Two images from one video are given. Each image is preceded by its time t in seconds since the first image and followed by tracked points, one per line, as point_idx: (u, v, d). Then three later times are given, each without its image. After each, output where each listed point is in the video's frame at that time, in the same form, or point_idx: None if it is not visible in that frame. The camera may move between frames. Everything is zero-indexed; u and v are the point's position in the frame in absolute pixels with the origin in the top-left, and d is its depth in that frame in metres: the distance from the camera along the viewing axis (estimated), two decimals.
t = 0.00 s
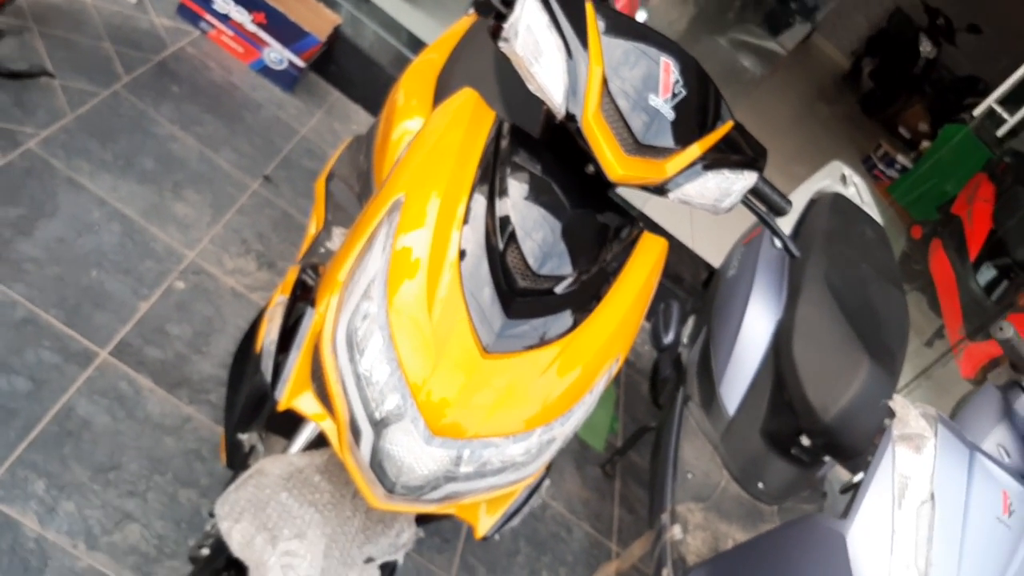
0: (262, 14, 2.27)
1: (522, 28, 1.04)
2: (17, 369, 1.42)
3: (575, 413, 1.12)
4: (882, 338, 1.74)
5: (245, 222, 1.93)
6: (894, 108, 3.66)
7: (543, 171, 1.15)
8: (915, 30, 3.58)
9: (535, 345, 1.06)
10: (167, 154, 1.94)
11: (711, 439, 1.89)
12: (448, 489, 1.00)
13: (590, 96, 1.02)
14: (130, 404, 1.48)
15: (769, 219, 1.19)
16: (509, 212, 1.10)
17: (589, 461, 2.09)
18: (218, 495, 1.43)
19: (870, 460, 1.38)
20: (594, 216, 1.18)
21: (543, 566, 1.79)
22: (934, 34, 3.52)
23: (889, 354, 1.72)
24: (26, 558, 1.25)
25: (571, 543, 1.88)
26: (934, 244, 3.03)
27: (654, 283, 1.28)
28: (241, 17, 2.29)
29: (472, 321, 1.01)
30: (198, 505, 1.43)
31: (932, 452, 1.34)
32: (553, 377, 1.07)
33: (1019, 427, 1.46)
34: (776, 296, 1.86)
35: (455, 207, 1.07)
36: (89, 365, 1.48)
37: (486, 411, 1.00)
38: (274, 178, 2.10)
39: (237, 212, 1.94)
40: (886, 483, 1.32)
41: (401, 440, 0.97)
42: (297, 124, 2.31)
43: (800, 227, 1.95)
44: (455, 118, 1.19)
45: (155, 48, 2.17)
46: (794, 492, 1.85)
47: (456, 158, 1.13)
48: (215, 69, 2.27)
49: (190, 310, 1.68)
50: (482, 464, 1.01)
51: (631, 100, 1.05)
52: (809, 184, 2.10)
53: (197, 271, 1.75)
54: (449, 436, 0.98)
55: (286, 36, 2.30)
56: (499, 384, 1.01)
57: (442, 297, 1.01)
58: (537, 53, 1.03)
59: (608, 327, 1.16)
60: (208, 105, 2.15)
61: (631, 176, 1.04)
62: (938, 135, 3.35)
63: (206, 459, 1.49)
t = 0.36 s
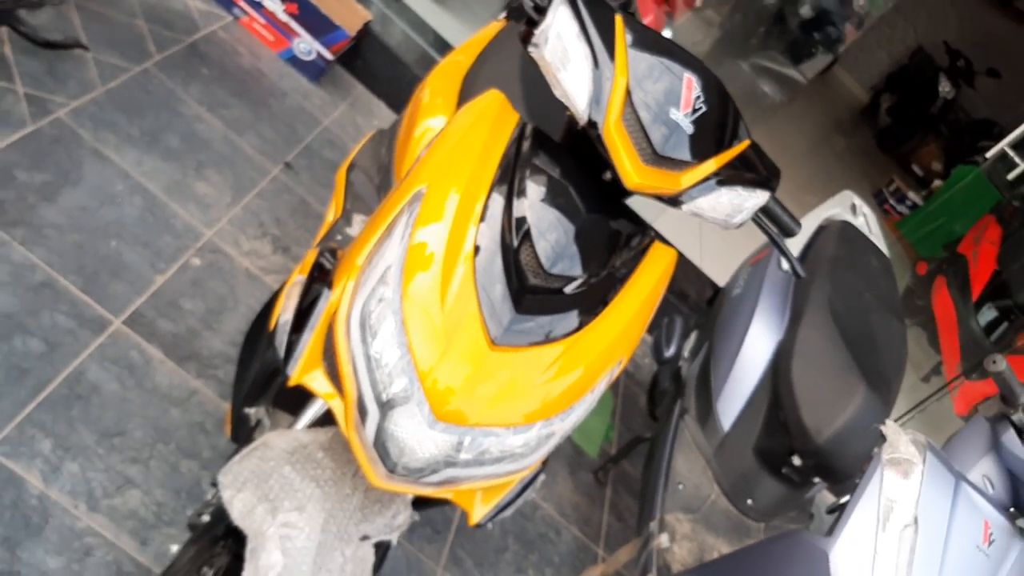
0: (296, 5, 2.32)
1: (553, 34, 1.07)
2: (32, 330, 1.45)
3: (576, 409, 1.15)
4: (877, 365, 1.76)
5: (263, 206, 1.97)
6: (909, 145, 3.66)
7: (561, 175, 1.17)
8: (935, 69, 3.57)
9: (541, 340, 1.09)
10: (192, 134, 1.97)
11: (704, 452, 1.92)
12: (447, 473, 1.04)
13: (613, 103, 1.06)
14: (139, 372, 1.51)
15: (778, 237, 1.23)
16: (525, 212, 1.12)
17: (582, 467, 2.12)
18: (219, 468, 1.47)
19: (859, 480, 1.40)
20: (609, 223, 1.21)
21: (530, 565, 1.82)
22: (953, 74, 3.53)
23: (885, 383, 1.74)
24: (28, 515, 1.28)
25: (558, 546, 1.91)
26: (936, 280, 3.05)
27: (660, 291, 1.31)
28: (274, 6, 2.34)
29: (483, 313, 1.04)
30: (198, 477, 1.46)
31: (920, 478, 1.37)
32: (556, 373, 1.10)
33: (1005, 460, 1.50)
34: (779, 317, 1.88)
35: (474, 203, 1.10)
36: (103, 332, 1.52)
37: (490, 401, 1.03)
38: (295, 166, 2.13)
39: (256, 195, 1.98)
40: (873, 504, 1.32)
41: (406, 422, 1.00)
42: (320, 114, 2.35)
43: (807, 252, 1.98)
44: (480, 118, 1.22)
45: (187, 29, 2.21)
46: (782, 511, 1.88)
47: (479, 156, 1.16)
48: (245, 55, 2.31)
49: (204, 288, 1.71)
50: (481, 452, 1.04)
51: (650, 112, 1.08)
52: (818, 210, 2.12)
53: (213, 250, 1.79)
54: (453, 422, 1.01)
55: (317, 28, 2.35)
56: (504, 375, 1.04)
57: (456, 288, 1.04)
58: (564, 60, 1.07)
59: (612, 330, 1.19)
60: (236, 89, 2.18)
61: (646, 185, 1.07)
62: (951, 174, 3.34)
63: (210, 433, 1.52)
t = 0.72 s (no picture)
0: (308, 7, 2.36)
1: (564, 45, 1.14)
2: (42, 313, 1.49)
3: (573, 408, 1.18)
4: (867, 382, 1.80)
5: (271, 202, 2.00)
6: (903, 169, 3.70)
7: (565, 179, 1.25)
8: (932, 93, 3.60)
9: (541, 340, 1.12)
10: (204, 129, 2.01)
11: (693, 459, 1.95)
12: (445, 465, 1.07)
13: (620, 113, 1.09)
14: (144, 359, 1.54)
15: (773, 250, 1.29)
16: (531, 215, 1.18)
17: (572, 470, 2.16)
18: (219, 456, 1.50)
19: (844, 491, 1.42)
20: (611, 228, 1.27)
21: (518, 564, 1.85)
22: (950, 102, 3.56)
23: (871, 398, 1.78)
24: (32, 492, 1.31)
25: (546, 546, 1.94)
26: (928, 302, 3.11)
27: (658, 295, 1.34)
28: (287, 6, 2.38)
29: (486, 312, 1.08)
30: (198, 463, 1.49)
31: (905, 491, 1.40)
32: (556, 373, 1.13)
33: (988, 477, 1.53)
34: (771, 330, 1.92)
35: (480, 205, 1.14)
36: (111, 318, 1.55)
37: (490, 397, 1.06)
38: (303, 164, 2.17)
39: (265, 191, 2.01)
40: (857, 514, 1.35)
41: (407, 413, 1.04)
42: (329, 114, 2.38)
43: (802, 267, 2.02)
44: (491, 121, 1.25)
45: (203, 26, 2.25)
46: (766, 519, 1.92)
47: (488, 159, 1.19)
48: (258, 53, 2.34)
49: (211, 279, 1.74)
50: (478, 446, 1.08)
51: (656, 123, 1.12)
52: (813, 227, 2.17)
53: (221, 243, 1.82)
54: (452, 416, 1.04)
55: (329, 30, 2.37)
56: (504, 373, 1.07)
57: (460, 287, 1.07)
58: (574, 68, 1.13)
59: (611, 333, 1.22)
60: (248, 87, 2.22)
61: (649, 193, 1.11)
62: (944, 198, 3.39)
63: (211, 421, 1.56)
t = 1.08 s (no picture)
0: (316, 8, 2.36)
1: (571, 54, 1.16)
2: (46, 305, 1.50)
3: (571, 412, 1.20)
4: (861, 392, 1.80)
5: (274, 200, 2.01)
6: (902, 184, 3.72)
7: (569, 185, 1.27)
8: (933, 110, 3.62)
9: (543, 344, 1.14)
10: (210, 127, 2.02)
11: (687, 466, 1.97)
12: (444, 465, 1.08)
13: (624, 121, 1.11)
14: (146, 353, 1.56)
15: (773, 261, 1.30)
16: (535, 220, 1.19)
17: (567, 475, 2.17)
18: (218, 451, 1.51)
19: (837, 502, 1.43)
20: (612, 235, 1.29)
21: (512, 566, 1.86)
22: (951, 118, 3.57)
23: (866, 410, 1.79)
24: (32, 483, 1.32)
25: (540, 550, 1.95)
26: (923, 316, 3.08)
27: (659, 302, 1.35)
28: (295, 7, 2.39)
29: (489, 314, 1.09)
30: (197, 458, 1.50)
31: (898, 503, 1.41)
32: (556, 376, 1.14)
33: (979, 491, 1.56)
34: (767, 339, 1.94)
35: (485, 209, 1.15)
36: (114, 312, 1.56)
37: (490, 399, 1.07)
38: (307, 163, 2.18)
39: (268, 189, 2.03)
40: (849, 524, 1.37)
41: (407, 413, 1.05)
42: (334, 115, 2.40)
43: (800, 279, 2.04)
44: (498, 125, 1.27)
45: (211, 25, 2.26)
46: (760, 528, 1.98)
47: (494, 163, 1.20)
48: (265, 53, 2.36)
49: (214, 275, 1.76)
50: (478, 446, 1.09)
51: (660, 132, 1.13)
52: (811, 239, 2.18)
53: (224, 240, 1.83)
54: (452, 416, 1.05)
55: (336, 32, 2.39)
56: (505, 375, 1.08)
57: (464, 290, 1.08)
58: (581, 77, 1.15)
59: (612, 338, 1.24)
60: (255, 86, 2.23)
61: (651, 200, 1.13)
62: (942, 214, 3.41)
63: (210, 416, 1.57)
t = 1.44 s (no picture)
0: (323, 9, 2.38)
1: (575, 63, 1.17)
2: (49, 299, 1.51)
3: (566, 420, 1.21)
4: (856, 405, 1.81)
5: (277, 200, 2.03)
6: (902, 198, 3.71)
7: (572, 194, 1.27)
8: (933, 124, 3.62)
9: (541, 350, 1.15)
10: (216, 125, 2.03)
11: (682, 474, 1.98)
12: (440, 467, 1.09)
13: (628, 132, 1.13)
14: (147, 348, 1.57)
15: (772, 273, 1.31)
16: (537, 227, 1.20)
17: (562, 479, 2.18)
18: (216, 448, 1.52)
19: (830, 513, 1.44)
20: (614, 243, 1.30)
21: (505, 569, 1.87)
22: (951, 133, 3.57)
23: (861, 422, 1.80)
24: (31, 475, 1.33)
25: (533, 553, 1.96)
26: (918, 329, 3.08)
27: (655, 312, 1.37)
28: (303, 8, 2.40)
29: (489, 319, 1.10)
30: (195, 454, 1.51)
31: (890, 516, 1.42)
32: (552, 383, 1.15)
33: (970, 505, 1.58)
34: (764, 350, 1.95)
35: (487, 215, 1.16)
36: (116, 307, 1.57)
37: (488, 402, 1.08)
38: (310, 164, 2.19)
39: (272, 189, 2.04)
40: (841, 534, 1.38)
41: (406, 415, 1.06)
42: (339, 116, 2.41)
43: (799, 290, 2.05)
44: (500, 134, 1.28)
45: (218, 24, 2.27)
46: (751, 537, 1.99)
47: (496, 170, 1.22)
48: (271, 53, 2.37)
49: (215, 273, 1.77)
50: (475, 449, 1.10)
51: (662, 143, 1.14)
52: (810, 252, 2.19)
53: (226, 238, 1.84)
54: (450, 419, 1.07)
55: (343, 33, 2.40)
56: (503, 380, 1.10)
57: (465, 295, 1.10)
58: (584, 86, 1.16)
59: (608, 346, 1.25)
60: (260, 86, 2.25)
61: (652, 210, 1.15)
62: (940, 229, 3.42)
63: (209, 413, 1.58)
